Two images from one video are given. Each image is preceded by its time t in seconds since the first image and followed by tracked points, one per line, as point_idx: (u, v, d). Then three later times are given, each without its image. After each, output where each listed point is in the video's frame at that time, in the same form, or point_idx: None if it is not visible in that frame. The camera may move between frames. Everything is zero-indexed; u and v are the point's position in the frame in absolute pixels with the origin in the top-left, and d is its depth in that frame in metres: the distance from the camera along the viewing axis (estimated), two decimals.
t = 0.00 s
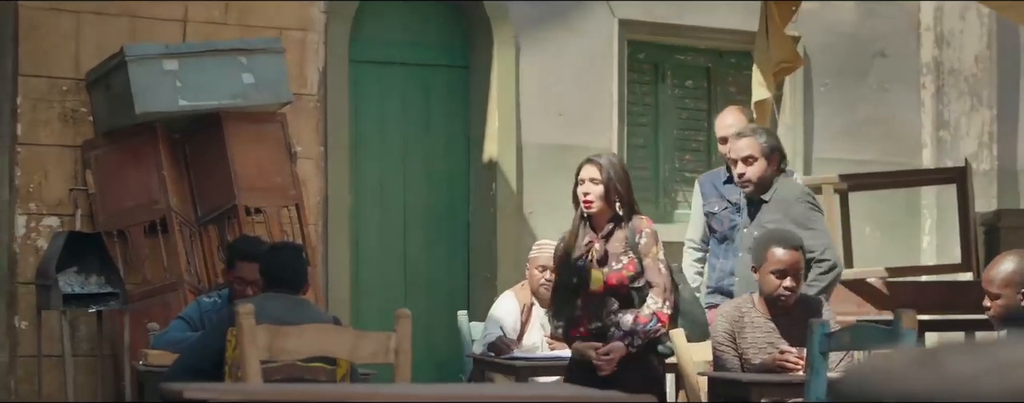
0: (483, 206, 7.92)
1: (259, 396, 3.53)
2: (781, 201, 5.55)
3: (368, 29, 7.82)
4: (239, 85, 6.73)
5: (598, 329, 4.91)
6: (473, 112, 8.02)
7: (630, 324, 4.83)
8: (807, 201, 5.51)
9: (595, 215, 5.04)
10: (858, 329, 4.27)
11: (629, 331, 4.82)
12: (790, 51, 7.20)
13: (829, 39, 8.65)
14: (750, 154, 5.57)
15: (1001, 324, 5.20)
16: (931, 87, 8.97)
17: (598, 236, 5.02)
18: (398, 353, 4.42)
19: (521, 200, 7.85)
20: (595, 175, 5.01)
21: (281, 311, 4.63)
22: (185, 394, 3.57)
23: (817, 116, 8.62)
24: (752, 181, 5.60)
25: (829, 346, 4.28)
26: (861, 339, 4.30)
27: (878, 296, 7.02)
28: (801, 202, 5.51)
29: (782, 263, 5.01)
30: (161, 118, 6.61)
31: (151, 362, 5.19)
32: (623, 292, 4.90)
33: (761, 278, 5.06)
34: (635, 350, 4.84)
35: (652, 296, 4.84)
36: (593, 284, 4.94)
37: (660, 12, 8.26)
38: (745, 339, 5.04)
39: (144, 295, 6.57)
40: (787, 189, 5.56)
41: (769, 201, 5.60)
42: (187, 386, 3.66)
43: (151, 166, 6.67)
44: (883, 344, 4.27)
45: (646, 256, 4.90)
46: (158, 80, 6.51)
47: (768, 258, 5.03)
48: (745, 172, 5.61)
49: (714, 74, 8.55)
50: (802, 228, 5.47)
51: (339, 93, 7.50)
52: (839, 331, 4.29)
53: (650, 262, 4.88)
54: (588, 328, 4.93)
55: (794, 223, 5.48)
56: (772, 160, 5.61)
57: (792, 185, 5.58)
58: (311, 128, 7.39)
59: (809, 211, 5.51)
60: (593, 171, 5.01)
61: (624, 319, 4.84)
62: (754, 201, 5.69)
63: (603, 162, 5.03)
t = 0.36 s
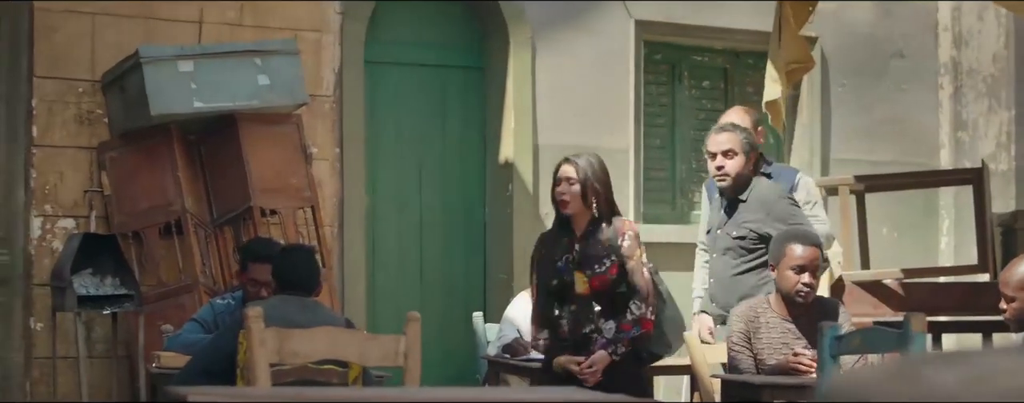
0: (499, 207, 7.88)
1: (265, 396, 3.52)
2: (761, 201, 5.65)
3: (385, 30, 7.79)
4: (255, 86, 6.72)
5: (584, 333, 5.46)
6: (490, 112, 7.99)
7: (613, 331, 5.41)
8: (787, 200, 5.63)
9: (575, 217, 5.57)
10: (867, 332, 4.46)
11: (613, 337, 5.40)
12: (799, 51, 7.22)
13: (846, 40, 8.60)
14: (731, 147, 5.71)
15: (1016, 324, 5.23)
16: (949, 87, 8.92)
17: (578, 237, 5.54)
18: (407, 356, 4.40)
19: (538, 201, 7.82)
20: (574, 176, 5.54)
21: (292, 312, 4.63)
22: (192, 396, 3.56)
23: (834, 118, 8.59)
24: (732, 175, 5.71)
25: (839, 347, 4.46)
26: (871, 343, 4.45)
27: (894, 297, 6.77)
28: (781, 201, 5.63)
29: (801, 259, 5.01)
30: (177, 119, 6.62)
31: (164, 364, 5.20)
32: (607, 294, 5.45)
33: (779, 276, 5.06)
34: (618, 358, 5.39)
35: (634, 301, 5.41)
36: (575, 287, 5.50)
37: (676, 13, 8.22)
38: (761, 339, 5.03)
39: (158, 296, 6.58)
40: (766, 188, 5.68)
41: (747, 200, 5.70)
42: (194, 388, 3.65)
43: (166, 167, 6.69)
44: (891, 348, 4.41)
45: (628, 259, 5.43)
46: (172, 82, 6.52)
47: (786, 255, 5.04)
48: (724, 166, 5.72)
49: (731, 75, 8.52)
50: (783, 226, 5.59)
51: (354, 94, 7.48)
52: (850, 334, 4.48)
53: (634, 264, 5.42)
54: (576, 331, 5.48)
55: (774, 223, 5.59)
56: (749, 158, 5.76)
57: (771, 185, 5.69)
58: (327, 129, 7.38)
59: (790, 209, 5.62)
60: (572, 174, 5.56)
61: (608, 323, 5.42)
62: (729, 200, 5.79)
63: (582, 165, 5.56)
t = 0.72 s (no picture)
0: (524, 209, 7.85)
1: (276, 397, 3.51)
2: (741, 206, 5.49)
3: (407, 31, 7.77)
4: (278, 88, 6.73)
5: (562, 332, 5.03)
6: (513, 113, 7.96)
7: (594, 330, 4.97)
8: (767, 206, 5.45)
9: (554, 214, 5.14)
10: (886, 335, 4.32)
11: (593, 335, 4.95)
12: (823, 51, 7.19)
13: (870, 40, 8.56)
14: (713, 146, 5.60)
15: None
16: (975, 87, 8.80)
17: (555, 235, 5.12)
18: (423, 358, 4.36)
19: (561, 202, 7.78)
20: (556, 172, 5.12)
21: (309, 313, 4.63)
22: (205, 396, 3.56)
23: (858, 119, 8.54)
24: (712, 175, 5.60)
25: (856, 352, 4.34)
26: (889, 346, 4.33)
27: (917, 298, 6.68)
28: (761, 206, 5.45)
29: (822, 263, 4.99)
30: (199, 121, 6.63)
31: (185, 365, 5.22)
32: (589, 294, 5.01)
33: (801, 279, 5.04)
34: (600, 356, 4.93)
35: (616, 299, 4.95)
36: (554, 286, 5.05)
37: (698, 13, 8.19)
38: (782, 342, 5.00)
39: (180, 298, 6.62)
40: (747, 192, 5.51)
41: (727, 202, 5.56)
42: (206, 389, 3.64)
43: (189, 169, 6.70)
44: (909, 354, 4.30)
45: (611, 255, 4.99)
46: (194, 84, 6.53)
47: (808, 258, 5.02)
48: (705, 165, 5.62)
49: (756, 75, 8.47)
50: (761, 234, 5.41)
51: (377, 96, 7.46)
52: (867, 336, 4.35)
53: (615, 263, 4.97)
54: (554, 330, 5.05)
55: (751, 229, 5.44)
56: (734, 159, 5.63)
57: (751, 190, 5.51)
58: (350, 130, 7.37)
59: (769, 216, 5.43)
60: (555, 169, 5.13)
61: (588, 324, 4.99)
62: (711, 200, 5.64)
63: (563, 159, 5.16)
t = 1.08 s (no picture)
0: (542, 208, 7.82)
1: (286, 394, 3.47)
2: (733, 203, 5.40)
3: (425, 29, 7.76)
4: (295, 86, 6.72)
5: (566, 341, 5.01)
6: (531, 112, 7.93)
7: (600, 335, 4.99)
8: (760, 205, 5.37)
9: (557, 217, 5.16)
10: (897, 335, 4.31)
11: (600, 341, 4.98)
12: (845, 49, 7.12)
13: (890, 37, 8.50)
14: (690, 142, 5.54)
15: None
16: (995, 85, 8.75)
17: (559, 239, 5.13)
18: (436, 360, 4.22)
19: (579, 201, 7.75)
20: (571, 171, 5.17)
21: (324, 312, 4.62)
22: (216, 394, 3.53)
23: (877, 116, 8.49)
24: (690, 171, 5.56)
25: (868, 353, 4.28)
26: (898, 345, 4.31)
27: (937, 295, 6.56)
28: (755, 205, 5.37)
29: (836, 264, 4.97)
30: (216, 119, 6.62)
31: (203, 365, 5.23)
32: (593, 300, 5.05)
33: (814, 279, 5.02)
34: (610, 362, 4.96)
35: (622, 304, 5.02)
36: (559, 293, 5.03)
37: (717, 11, 8.15)
38: (798, 342, 5.00)
39: (198, 297, 6.62)
40: (737, 190, 5.43)
41: (716, 200, 5.47)
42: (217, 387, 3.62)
43: (206, 168, 6.71)
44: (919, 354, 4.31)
45: (614, 262, 5.08)
46: (211, 82, 6.52)
47: (821, 259, 5.00)
48: (684, 161, 5.59)
49: (775, 73, 8.44)
50: (751, 233, 5.31)
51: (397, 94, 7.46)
52: (878, 337, 4.30)
53: (619, 268, 5.07)
54: (557, 339, 5.01)
55: (742, 227, 5.34)
56: (714, 155, 5.57)
57: (740, 187, 5.45)
58: (368, 128, 7.37)
59: (762, 216, 5.33)
60: (564, 169, 5.17)
61: (593, 330, 5.01)
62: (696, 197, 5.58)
63: (571, 159, 5.23)
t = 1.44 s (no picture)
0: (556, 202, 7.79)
1: (290, 389, 3.40)
2: (718, 201, 5.33)
3: (439, 22, 7.72)
4: (309, 80, 6.71)
5: (579, 325, 4.65)
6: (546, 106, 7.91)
7: (612, 320, 4.67)
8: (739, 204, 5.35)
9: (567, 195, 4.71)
10: (906, 329, 4.31)
11: (613, 326, 4.66)
12: (862, 40, 7.06)
13: (906, 30, 8.44)
14: (657, 143, 5.37)
15: None
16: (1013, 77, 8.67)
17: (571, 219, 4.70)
18: (443, 354, 4.18)
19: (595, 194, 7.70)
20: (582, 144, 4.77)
21: (333, 306, 4.61)
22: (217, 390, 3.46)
23: (894, 107, 8.42)
24: (655, 172, 5.42)
25: (877, 347, 4.31)
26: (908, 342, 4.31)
27: (952, 288, 6.43)
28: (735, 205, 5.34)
29: (841, 259, 5.03)
30: (230, 112, 6.61)
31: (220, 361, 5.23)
32: (602, 282, 4.70)
33: (823, 274, 5.08)
34: (625, 349, 4.65)
35: (632, 285, 4.69)
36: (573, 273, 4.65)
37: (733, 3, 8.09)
38: (809, 336, 5.04)
39: (213, 290, 6.62)
40: (715, 191, 5.38)
41: (693, 198, 5.38)
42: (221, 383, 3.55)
43: (220, 161, 6.70)
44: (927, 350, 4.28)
45: (622, 240, 4.74)
46: (225, 75, 6.51)
47: (827, 254, 5.06)
48: (649, 162, 5.43)
49: (792, 66, 8.35)
50: (737, 233, 5.28)
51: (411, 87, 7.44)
52: (887, 332, 4.33)
53: (627, 246, 4.73)
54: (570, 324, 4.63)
55: (731, 225, 5.29)
56: (680, 155, 5.42)
57: (714, 188, 5.39)
58: (382, 120, 7.35)
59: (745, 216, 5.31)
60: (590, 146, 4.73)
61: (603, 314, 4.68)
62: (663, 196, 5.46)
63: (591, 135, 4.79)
